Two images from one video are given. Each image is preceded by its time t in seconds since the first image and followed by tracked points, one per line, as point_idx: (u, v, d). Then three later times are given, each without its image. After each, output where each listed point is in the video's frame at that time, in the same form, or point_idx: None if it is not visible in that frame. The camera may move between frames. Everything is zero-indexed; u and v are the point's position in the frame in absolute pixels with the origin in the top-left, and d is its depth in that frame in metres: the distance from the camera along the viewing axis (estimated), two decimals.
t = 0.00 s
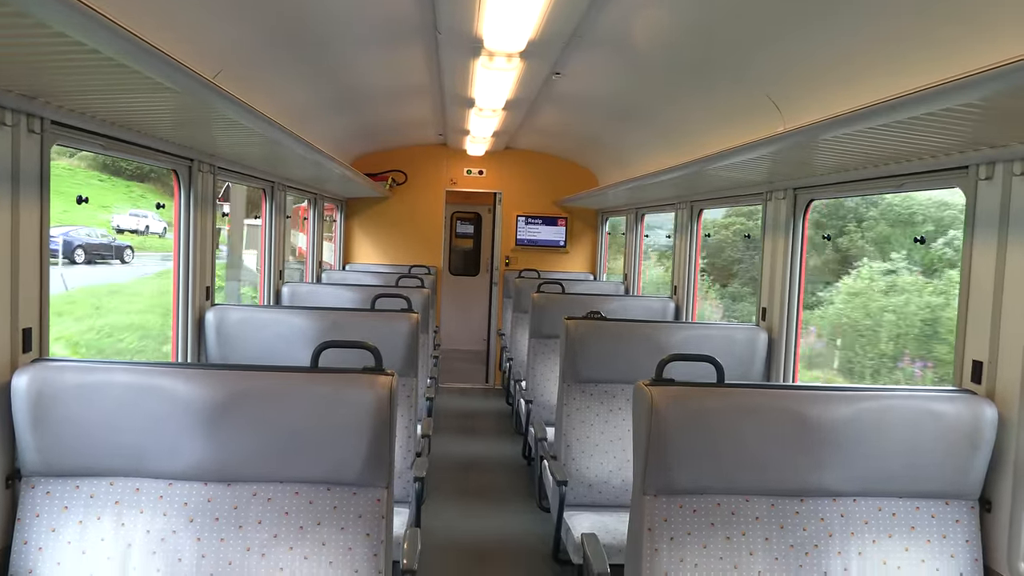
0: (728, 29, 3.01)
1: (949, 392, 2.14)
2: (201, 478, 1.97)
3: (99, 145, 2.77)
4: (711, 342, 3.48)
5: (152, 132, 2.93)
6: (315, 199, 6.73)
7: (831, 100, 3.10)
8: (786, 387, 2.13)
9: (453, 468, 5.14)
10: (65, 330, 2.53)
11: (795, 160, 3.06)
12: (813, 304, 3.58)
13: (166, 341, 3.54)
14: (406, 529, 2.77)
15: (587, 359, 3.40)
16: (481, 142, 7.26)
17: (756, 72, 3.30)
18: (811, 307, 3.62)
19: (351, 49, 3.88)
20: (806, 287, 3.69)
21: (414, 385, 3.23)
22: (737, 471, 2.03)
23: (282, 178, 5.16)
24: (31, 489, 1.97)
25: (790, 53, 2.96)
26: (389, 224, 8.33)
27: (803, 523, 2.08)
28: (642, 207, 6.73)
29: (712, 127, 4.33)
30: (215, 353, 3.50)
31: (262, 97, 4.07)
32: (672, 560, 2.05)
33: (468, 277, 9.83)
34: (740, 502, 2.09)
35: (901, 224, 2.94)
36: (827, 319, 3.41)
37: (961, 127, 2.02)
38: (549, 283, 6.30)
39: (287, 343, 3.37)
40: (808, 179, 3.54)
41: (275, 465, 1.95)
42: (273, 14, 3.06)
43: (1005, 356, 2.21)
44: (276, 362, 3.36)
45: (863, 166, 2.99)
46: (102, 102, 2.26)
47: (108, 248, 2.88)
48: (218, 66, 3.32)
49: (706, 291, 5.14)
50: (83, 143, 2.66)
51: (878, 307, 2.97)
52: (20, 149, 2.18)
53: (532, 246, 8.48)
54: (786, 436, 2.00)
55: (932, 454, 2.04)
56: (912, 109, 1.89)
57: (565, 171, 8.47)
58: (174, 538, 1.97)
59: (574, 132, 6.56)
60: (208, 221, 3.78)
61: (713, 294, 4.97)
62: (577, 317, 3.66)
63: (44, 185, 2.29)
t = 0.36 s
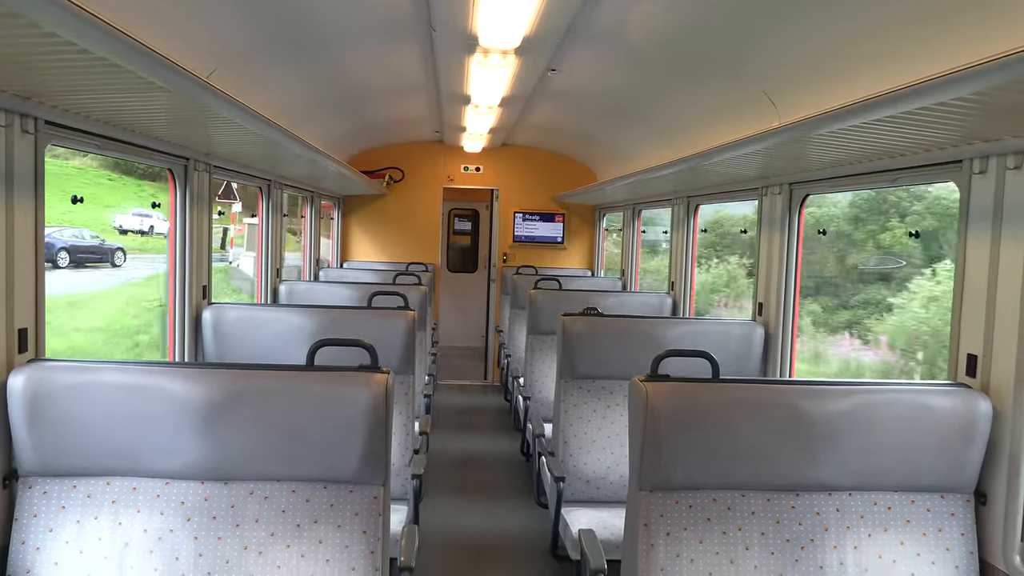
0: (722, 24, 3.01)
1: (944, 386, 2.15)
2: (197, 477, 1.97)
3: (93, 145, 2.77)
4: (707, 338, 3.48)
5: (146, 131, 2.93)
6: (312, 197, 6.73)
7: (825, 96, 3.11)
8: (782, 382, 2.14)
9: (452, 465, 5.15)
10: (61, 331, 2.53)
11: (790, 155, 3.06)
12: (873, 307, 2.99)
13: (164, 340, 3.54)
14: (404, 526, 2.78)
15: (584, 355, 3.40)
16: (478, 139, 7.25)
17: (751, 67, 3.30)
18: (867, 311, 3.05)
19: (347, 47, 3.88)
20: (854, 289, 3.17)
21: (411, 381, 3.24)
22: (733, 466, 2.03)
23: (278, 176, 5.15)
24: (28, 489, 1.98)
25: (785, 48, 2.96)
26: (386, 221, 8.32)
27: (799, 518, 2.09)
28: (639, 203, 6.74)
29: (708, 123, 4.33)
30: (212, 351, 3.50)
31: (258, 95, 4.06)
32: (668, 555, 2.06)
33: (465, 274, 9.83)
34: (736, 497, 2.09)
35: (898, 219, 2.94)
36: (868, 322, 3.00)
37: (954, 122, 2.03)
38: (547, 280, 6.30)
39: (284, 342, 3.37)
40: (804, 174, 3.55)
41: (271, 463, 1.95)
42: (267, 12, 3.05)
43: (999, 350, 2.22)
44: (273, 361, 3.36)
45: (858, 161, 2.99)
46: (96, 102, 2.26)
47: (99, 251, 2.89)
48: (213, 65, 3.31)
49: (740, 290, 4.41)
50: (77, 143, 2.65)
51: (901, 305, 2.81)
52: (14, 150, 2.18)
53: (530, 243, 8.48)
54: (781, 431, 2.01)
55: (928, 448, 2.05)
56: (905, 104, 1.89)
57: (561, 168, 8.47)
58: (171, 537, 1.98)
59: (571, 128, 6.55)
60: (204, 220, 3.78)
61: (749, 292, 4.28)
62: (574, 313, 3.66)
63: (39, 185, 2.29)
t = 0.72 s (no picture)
0: (722, 23, 3.01)
1: (943, 384, 2.15)
2: (198, 475, 1.98)
3: (95, 144, 2.78)
4: (707, 337, 3.49)
5: (147, 130, 2.93)
6: (313, 196, 6.73)
7: (825, 94, 3.11)
8: (781, 380, 2.14)
9: (452, 463, 5.16)
10: (64, 329, 2.54)
11: (789, 154, 3.06)
12: (930, 318, 2.61)
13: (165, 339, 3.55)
14: (404, 524, 2.78)
15: (583, 353, 3.41)
16: (478, 137, 7.26)
17: (751, 66, 3.30)
18: (916, 319, 2.72)
19: (347, 46, 3.88)
20: (900, 294, 2.82)
21: (412, 380, 3.25)
22: (732, 464, 2.04)
23: (279, 175, 5.16)
24: (30, 487, 1.99)
25: (785, 47, 2.96)
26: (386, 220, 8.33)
27: (798, 515, 2.10)
28: (639, 201, 6.75)
29: (708, 121, 4.33)
30: (213, 349, 3.51)
31: (258, 94, 4.06)
32: (667, 552, 2.06)
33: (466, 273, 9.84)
34: (735, 494, 2.10)
35: (898, 218, 2.93)
36: (868, 320, 3.01)
37: (953, 120, 2.03)
38: (547, 279, 6.31)
39: (284, 340, 3.38)
40: (804, 172, 3.55)
41: (271, 461, 1.96)
42: (267, 10, 3.05)
43: (998, 348, 2.23)
44: (274, 359, 3.37)
45: (857, 159, 2.99)
46: (97, 100, 2.27)
47: (87, 252, 2.72)
48: (214, 64, 3.31)
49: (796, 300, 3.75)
50: (78, 141, 2.66)
51: (901, 303, 2.81)
52: (15, 149, 2.18)
53: (530, 241, 8.48)
54: (780, 429, 2.01)
55: (926, 446, 2.06)
56: (904, 103, 1.90)
57: (561, 166, 8.47)
58: (172, 535, 1.98)
59: (571, 127, 6.56)
60: (204, 219, 3.79)
61: (812, 305, 3.58)
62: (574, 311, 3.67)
63: (40, 184, 2.29)
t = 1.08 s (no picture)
0: (723, 24, 3.02)
1: (944, 386, 2.16)
2: (201, 476, 1.99)
3: (97, 145, 2.78)
4: (708, 338, 3.49)
5: (149, 131, 2.94)
6: (314, 196, 6.74)
7: (826, 96, 3.12)
8: (782, 381, 2.15)
9: (453, 464, 5.16)
10: (67, 330, 2.55)
11: (790, 155, 3.06)
12: None
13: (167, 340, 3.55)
14: (406, 525, 2.79)
15: (585, 354, 3.41)
16: (479, 139, 7.26)
17: (752, 67, 3.31)
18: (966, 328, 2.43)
19: (348, 47, 3.89)
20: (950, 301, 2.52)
21: (413, 380, 3.25)
22: (734, 465, 2.04)
23: (280, 176, 5.16)
24: (33, 488, 1.99)
25: (786, 49, 2.97)
26: (387, 221, 8.33)
27: (799, 516, 2.10)
28: (640, 203, 6.76)
29: (708, 123, 4.34)
30: (215, 350, 3.51)
31: (260, 96, 4.07)
32: (669, 554, 2.07)
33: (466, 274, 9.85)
34: (737, 495, 2.10)
35: (900, 219, 2.93)
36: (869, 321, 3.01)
37: (954, 122, 2.03)
38: (548, 279, 6.31)
39: (286, 341, 3.39)
40: (804, 174, 3.55)
41: (274, 462, 1.96)
42: (269, 12, 3.06)
43: (998, 350, 2.23)
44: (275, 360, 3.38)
45: (858, 161, 2.99)
46: (101, 102, 2.28)
47: (65, 258, 2.54)
48: (216, 65, 3.31)
49: (865, 311, 3.04)
50: (80, 143, 2.66)
51: (902, 304, 2.81)
52: (18, 150, 2.19)
53: (530, 242, 8.49)
54: (781, 430, 2.02)
55: (928, 447, 2.06)
56: (905, 105, 1.90)
57: (562, 167, 8.47)
58: (175, 535, 1.99)
59: (572, 128, 6.56)
60: (206, 220, 3.79)
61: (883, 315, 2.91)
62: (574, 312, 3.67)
63: (43, 186, 2.30)
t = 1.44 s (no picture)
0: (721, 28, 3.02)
1: (942, 389, 2.16)
2: (199, 480, 1.98)
3: (94, 147, 2.77)
4: (706, 341, 3.49)
5: (147, 134, 2.93)
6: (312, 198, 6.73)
7: (823, 100, 3.13)
8: (780, 385, 2.15)
9: (451, 467, 5.16)
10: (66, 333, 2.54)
11: (789, 158, 3.07)
12: None
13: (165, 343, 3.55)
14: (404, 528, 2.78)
15: (583, 357, 3.41)
16: (477, 142, 7.28)
17: (750, 71, 3.32)
18: None
19: (347, 50, 3.89)
20: None
21: (411, 383, 3.24)
22: (732, 469, 2.04)
23: (278, 178, 5.16)
24: (31, 491, 1.98)
25: (784, 52, 2.98)
26: (385, 223, 8.33)
27: (798, 520, 2.10)
28: (638, 205, 6.76)
29: (706, 126, 4.35)
30: (213, 353, 3.50)
31: (259, 98, 4.07)
32: (667, 558, 2.07)
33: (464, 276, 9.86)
34: (735, 499, 2.11)
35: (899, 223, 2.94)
36: (866, 324, 3.02)
37: (952, 126, 2.04)
38: (545, 282, 6.31)
39: (284, 343, 3.39)
40: (803, 177, 3.56)
41: (272, 466, 1.96)
42: (268, 14, 3.06)
43: (997, 353, 2.23)
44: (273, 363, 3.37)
45: (857, 164, 3.00)
46: (99, 104, 2.27)
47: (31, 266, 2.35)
48: (214, 68, 3.31)
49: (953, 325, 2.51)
50: (78, 145, 2.65)
51: (900, 308, 2.82)
52: (16, 153, 2.19)
53: (528, 244, 8.49)
54: (780, 434, 2.02)
55: (926, 451, 2.07)
56: (904, 108, 1.91)
57: (560, 170, 8.48)
58: (173, 539, 1.98)
59: (570, 130, 6.58)
60: (204, 223, 3.78)
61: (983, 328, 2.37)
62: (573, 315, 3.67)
63: (41, 189, 2.30)
